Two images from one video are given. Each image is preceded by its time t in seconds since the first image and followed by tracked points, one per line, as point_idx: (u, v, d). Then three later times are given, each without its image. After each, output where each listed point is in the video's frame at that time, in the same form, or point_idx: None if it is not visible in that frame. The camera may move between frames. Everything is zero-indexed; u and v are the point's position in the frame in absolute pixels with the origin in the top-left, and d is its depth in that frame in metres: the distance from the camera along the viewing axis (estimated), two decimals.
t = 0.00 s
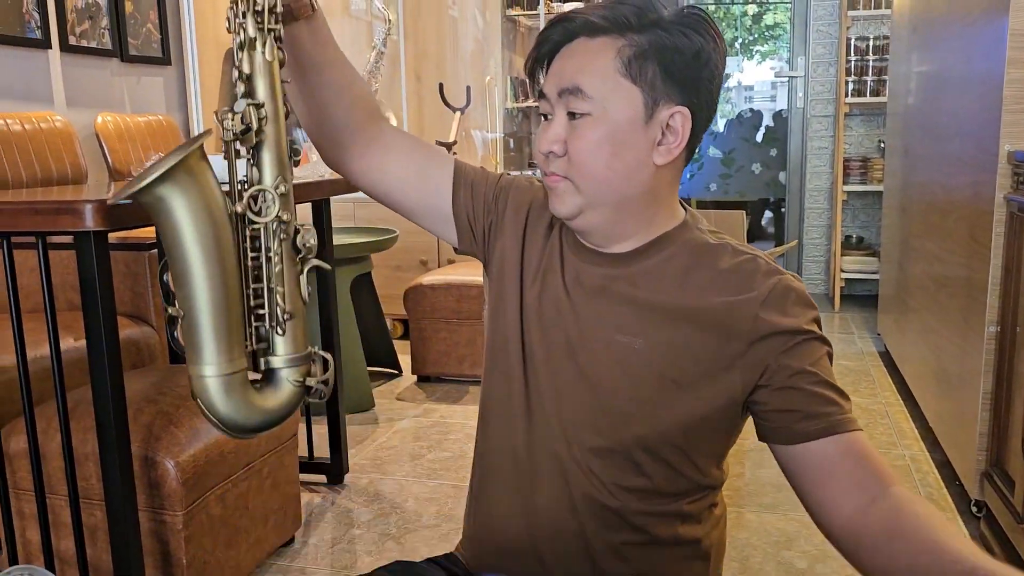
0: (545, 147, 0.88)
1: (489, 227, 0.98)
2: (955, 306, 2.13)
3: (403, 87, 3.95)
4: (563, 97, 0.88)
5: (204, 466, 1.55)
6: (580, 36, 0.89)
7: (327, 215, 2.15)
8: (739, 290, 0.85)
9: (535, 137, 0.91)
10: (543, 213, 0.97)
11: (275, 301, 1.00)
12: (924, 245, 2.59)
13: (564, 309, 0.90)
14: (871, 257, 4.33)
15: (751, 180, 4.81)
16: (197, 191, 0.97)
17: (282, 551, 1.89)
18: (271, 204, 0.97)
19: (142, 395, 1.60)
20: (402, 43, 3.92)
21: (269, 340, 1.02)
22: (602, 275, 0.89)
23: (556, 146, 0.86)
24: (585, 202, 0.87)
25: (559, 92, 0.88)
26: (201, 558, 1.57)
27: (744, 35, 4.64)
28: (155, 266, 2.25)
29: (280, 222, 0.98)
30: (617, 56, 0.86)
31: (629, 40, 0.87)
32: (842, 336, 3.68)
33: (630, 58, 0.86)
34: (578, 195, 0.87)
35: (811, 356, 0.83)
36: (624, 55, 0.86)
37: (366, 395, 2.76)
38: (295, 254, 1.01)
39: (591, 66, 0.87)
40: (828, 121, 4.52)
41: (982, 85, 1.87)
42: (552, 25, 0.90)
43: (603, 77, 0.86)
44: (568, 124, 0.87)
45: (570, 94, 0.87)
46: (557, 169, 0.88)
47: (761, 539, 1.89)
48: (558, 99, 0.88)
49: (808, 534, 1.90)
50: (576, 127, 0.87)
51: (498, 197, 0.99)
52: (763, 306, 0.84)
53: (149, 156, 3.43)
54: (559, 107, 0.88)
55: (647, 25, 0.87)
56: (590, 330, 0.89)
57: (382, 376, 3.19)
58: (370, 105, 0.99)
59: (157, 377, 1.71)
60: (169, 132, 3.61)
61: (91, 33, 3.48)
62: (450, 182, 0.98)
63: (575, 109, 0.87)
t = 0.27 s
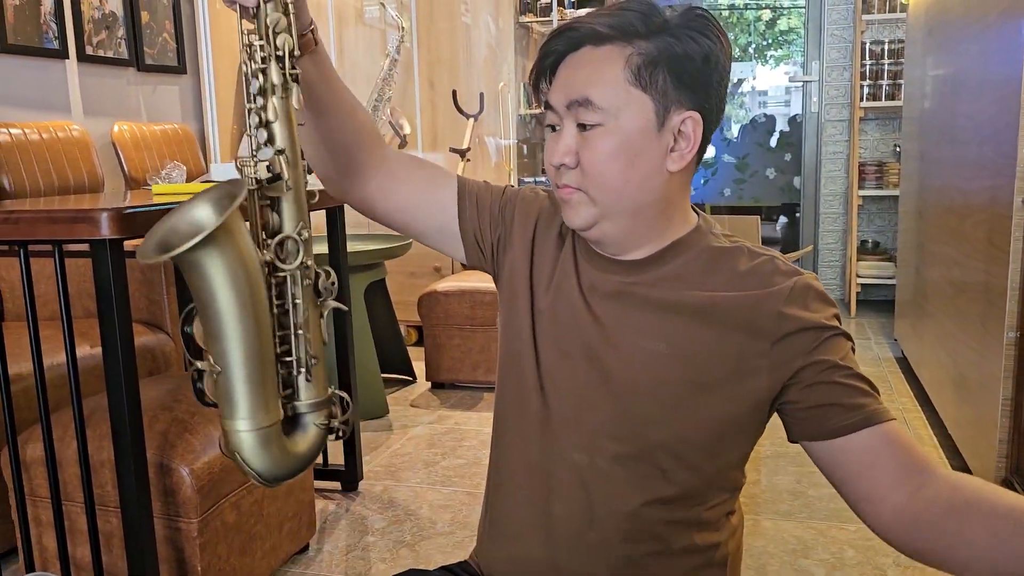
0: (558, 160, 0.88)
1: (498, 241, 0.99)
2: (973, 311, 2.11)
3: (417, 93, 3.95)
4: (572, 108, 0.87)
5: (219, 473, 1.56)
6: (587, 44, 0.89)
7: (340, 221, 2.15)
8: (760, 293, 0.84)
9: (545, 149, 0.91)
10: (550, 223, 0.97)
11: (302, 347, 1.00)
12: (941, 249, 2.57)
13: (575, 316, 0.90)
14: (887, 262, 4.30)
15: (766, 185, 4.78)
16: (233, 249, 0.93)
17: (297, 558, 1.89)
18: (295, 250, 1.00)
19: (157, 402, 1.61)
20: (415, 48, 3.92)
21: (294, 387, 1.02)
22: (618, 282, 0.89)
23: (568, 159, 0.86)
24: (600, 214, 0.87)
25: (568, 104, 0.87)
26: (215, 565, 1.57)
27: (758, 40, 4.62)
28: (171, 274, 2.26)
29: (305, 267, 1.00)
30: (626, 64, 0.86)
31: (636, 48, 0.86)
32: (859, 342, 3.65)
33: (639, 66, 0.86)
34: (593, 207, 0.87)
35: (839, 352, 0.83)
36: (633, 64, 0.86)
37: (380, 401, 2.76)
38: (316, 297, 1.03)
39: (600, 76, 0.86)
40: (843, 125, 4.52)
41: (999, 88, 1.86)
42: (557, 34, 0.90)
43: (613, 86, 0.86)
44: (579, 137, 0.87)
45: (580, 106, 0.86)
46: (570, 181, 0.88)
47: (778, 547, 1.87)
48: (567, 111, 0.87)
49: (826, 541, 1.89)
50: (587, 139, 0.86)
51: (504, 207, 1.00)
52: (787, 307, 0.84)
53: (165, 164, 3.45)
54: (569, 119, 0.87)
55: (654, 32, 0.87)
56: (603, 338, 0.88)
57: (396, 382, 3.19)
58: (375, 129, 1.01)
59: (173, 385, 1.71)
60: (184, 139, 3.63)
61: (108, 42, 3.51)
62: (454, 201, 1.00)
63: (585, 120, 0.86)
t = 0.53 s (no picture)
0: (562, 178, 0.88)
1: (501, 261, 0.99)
2: (981, 316, 2.10)
3: (423, 98, 3.96)
4: (573, 124, 0.87)
5: (224, 479, 1.55)
6: (580, 58, 0.88)
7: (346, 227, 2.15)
8: (767, 299, 0.84)
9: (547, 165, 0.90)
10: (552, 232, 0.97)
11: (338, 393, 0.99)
12: (949, 254, 2.56)
13: (580, 324, 0.90)
14: (895, 266, 4.28)
15: (773, 189, 4.76)
16: (289, 305, 0.92)
17: (302, 564, 1.88)
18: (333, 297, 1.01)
19: (163, 408, 1.61)
20: (420, 54, 3.94)
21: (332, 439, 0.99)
22: (625, 290, 0.88)
23: (574, 178, 0.86)
24: (609, 228, 0.87)
25: (569, 121, 0.87)
26: (221, 571, 1.57)
27: (764, 44, 4.62)
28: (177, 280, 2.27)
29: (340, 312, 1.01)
30: (624, 76, 0.86)
31: (632, 59, 0.86)
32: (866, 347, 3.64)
33: (637, 78, 0.86)
34: (600, 220, 0.87)
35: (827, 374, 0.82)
36: (631, 75, 0.86)
37: (386, 406, 2.75)
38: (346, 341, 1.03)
39: (598, 89, 0.86)
40: (850, 130, 4.47)
41: (1006, 92, 1.85)
42: (551, 50, 0.90)
43: (612, 98, 0.86)
44: (582, 154, 0.86)
45: (581, 121, 0.86)
46: (576, 197, 0.87)
47: (785, 553, 1.86)
48: (568, 127, 0.87)
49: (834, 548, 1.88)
50: (592, 156, 0.86)
51: (499, 223, 1.00)
52: (796, 315, 0.83)
53: (171, 170, 3.46)
54: (571, 135, 0.87)
55: (646, 43, 0.87)
56: (609, 344, 0.88)
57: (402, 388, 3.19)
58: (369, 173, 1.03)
59: (178, 391, 1.71)
60: (191, 145, 3.64)
61: (116, 49, 3.53)
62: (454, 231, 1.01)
63: (587, 136, 0.86)
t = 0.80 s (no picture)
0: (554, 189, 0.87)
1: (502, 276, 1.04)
2: (985, 317, 2.09)
3: (424, 99, 3.96)
4: (558, 135, 0.86)
5: (224, 481, 1.55)
6: (559, 69, 0.87)
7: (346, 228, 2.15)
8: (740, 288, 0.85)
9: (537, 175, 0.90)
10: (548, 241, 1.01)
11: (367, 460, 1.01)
12: (952, 255, 2.56)
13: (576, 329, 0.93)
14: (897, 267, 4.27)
15: (775, 191, 4.74)
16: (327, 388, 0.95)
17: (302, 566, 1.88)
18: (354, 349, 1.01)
19: (163, 409, 1.61)
20: (421, 56, 3.93)
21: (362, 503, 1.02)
22: (615, 292, 0.91)
23: (566, 189, 0.85)
24: (603, 234, 0.87)
25: (555, 132, 0.86)
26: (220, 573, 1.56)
27: (766, 46, 4.61)
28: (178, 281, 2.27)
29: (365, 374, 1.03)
30: (605, 83, 0.85)
31: (613, 65, 0.85)
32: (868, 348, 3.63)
33: (618, 85, 0.85)
34: (594, 227, 0.87)
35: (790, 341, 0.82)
36: (612, 82, 0.85)
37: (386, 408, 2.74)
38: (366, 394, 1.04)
39: (582, 98, 0.85)
40: (852, 131, 4.50)
41: (1010, 92, 1.85)
42: (531, 64, 0.89)
43: (595, 107, 0.85)
44: (571, 165, 0.85)
45: (567, 132, 0.85)
46: (568, 206, 0.87)
47: (788, 556, 1.85)
48: (554, 139, 0.86)
49: (837, 551, 1.87)
50: (580, 166, 0.85)
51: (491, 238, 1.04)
52: (765, 298, 0.83)
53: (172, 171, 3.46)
54: (557, 146, 0.86)
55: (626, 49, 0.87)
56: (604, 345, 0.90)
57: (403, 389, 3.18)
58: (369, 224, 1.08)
59: (178, 392, 1.71)
60: (192, 147, 3.64)
61: (118, 51, 3.52)
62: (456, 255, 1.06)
63: (574, 146, 0.85)
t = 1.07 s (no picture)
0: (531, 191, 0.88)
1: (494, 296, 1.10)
2: (987, 314, 2.08)
3: (425, 96, 3.95)
4: (527, 139, 0.86)
5: (224, 478, 1.54)
6: (524, 74, 0.87)
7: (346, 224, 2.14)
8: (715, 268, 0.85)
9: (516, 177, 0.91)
10: (528, 233, 1.02)
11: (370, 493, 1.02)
12: (955, 252, 2.55)
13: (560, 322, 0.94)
14: (900, 264, 4.26)
15: (777, 188, 4.72)
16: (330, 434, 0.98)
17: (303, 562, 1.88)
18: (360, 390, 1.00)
19: (164, 405, 1.61)
20: (422, 53, 3.93)
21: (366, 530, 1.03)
22: (598, 284, 0.92)
23: (539, 192, 0.86)
24: (583, 230, 0.88)
25: (524, 137, 0.86)
26: (221, 569, 1.56)
27: (768, 43, 4.59)
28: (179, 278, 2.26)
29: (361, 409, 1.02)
30: (565, 85, 0.85)
31: (573, 65, 0.85)
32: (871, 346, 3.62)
33: (578, 86, 0.84)
34: (572, 225, 0.88)
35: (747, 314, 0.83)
36: (571, 83, 0.84)
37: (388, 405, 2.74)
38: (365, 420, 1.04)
39: (545, 102, 0.85)
40: (854, 128, 4.50)
41: (1013, 88, 1.84)
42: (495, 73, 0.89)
43: (559, 109, 0.85)
44: (542, 168, 0.86)
45: (534, 137, 0.86)
46: (546, 207, 0.88)
47: (788, 553, 1.85)
48: (524, 143, 0.87)
49: (838, 548, 1.86)
50: (551, 168, 0.85)
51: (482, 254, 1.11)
52: (731, 271, 0.84)
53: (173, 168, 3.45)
54: (528, 151, 0.87)
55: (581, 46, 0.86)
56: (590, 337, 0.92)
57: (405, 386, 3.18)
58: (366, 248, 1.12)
59: (179, 388, 1.71)
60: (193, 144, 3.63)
61: (119, 48, 3.52)
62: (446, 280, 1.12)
63: (542, 150, 0.85)
